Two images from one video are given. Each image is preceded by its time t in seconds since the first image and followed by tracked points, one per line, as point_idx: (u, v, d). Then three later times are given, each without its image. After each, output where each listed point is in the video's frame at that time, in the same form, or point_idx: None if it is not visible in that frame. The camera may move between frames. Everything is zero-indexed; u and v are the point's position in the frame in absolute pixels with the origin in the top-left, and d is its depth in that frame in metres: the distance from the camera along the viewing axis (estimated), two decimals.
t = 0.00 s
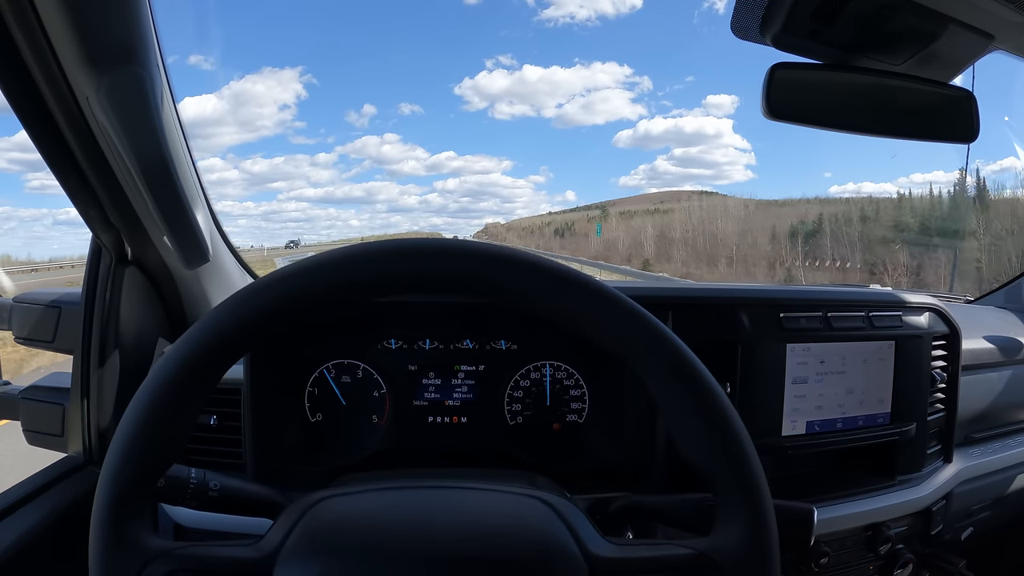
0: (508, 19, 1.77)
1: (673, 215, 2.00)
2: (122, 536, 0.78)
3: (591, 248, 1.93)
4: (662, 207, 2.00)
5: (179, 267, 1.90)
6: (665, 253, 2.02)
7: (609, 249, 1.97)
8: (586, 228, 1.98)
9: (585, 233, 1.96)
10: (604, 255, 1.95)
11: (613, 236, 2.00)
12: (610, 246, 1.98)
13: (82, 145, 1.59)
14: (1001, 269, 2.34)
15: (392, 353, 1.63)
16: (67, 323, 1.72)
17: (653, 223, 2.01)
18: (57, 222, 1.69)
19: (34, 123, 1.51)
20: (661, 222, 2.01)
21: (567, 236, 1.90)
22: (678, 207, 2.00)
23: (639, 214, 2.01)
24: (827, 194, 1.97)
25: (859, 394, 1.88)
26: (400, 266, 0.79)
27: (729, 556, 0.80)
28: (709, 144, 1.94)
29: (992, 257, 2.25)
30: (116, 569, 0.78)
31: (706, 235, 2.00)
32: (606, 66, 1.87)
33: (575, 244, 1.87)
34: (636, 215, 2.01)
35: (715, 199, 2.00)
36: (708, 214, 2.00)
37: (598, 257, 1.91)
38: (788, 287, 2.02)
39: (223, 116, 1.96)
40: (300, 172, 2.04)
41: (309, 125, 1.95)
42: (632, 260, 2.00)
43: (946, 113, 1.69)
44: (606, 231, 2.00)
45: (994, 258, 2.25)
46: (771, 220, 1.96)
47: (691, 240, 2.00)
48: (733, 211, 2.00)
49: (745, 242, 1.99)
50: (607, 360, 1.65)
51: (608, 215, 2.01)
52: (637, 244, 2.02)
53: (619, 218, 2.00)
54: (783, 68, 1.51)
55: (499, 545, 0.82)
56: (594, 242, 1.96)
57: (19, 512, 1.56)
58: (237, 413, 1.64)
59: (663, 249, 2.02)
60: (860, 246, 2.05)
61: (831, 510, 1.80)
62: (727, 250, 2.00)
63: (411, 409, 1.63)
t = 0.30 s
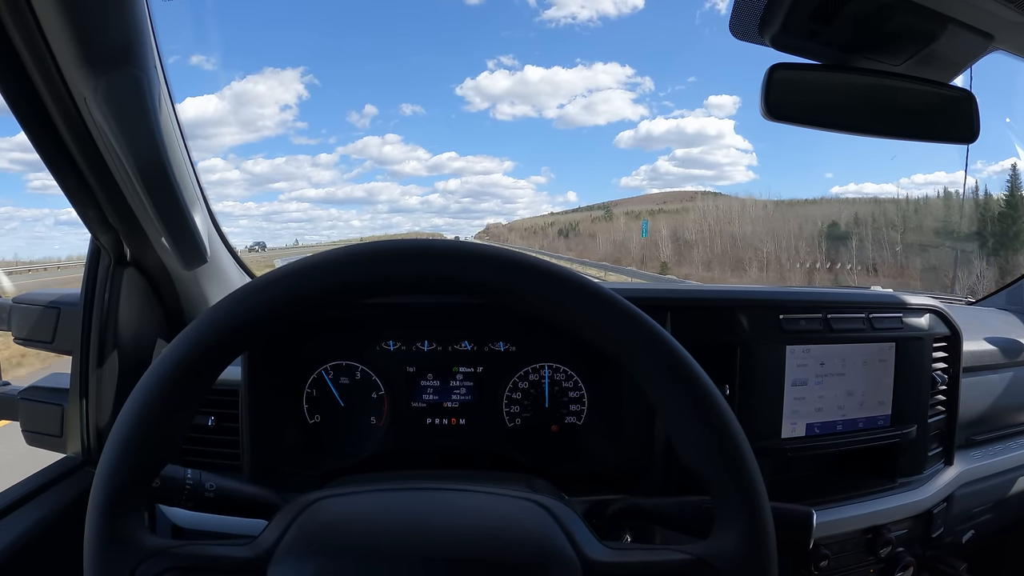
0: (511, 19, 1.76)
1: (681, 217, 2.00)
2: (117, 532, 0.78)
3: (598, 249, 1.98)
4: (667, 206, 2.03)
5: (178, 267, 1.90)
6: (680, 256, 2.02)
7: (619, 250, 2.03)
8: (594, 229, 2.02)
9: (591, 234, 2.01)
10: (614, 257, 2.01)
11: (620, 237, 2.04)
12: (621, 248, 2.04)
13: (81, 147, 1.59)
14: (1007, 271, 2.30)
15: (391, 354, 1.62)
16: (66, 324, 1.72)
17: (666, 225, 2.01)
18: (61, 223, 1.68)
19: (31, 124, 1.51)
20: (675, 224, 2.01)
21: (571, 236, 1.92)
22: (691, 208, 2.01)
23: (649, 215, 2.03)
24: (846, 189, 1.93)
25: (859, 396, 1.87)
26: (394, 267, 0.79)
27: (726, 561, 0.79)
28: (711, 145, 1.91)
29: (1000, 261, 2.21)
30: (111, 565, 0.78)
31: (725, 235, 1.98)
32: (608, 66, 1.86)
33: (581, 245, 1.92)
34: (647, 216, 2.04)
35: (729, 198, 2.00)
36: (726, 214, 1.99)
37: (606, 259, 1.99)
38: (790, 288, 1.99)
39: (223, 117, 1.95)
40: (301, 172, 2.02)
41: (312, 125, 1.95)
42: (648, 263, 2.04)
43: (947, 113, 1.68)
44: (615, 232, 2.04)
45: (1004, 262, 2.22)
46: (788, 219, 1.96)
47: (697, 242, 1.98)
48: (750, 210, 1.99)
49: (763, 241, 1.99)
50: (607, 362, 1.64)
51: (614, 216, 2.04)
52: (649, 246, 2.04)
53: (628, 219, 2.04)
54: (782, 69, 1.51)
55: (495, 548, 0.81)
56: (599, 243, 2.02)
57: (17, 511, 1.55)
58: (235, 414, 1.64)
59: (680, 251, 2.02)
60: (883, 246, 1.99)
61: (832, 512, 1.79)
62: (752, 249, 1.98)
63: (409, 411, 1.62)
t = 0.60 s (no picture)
0: (512, 20, 1.76)
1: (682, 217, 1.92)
2: (121, 528, 0.78)
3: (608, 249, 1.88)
4: (669, 207, 1.94)
5: (182, 262, 1.91)
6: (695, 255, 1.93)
7: (631, 252, 1.92)
8: (600, 229, 1.93)
9: (598, 234, 1.91)
10: (625, 257, 1.91)
11: (629, 237, 1.96)
12: (631, 248, 1.94)
13: (87, 143, 1.60)
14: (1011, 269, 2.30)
15: (396, 351, 1.62)
16: (70, 319, 1.73)
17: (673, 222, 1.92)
18: (61, 222, 1.69)
19: (37, 119, 1.51)
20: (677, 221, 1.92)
21: (577, 236, 1.84)
22: (704, 205, 1.93)
23: (656, 214, 1.94)
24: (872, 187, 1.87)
25: (863, 393, 1.87)
26: (397, 259, 0.79)
27: (732, 553, 0.79)
28: (713, 145, 1.90)
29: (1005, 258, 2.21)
30: (117, 559, 0.78)
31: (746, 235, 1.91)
32: (609, 67, 1.86)
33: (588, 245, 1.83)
34: (655, 215, 1.94)
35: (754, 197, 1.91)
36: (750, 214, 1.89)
37: (617, 261, 1.88)
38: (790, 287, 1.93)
39: (225, 117, 1.96)
40: (303, 172, 2.02)
41: (312, 125, 1.95)
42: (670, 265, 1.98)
43: (952, 111, 1.68)
44: (623, 231, 1.95)
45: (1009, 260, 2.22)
46: (818, 219, 1.88)
47: (701, 243, 1.93)
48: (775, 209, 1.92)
49: (790, 241, 1.92)
50: (611, 358, 1.65)
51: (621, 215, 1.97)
52: (659, 247, 1.96)
53: (636, 219, 1.94)
54: (786, 65, 1.50)
55: (501, 541, 0.82)
56: (606, 243, 1.91)
57: (21, 506, 1.56)
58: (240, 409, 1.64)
59: (701, 256, 1.94)
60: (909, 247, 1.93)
61: (836, 509, 1.79)
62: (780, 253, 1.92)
63: (413, 407, 1.63)
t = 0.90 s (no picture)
0: (514, 20, 1.77)
1: (685, 218, 1.91)
2: (131, 530, 0.78)
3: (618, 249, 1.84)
4: (673, 207, 1.92)
5: (189, 260, 1.93)
6: (697, 259, 1.94)
7: (644, 253, 1.91)
8: (606, 229, 1.89)
9: (604, 233, 1.87)
10: (637, 259, 1.90)
11: (640, 237, 1.93)
12: (644, 249, 1.92)
13: (97, 141, 1.61)
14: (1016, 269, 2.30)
15: (402, 349, 1.63)
16: (77, 317, 1.74)
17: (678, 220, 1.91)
18: (62, 222, 1.70)
19: (47, 117, 1.52)
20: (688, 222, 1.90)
21: (581, 236, 1.79)
22: (713, 206, 1.92)
23: (664, 213, 1.91)
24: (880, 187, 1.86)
25: (866, 392, 1.88)
26: (407, 257, 0.80)
27: (737, 541, 0.80)
28: (714, 146, 1.90)
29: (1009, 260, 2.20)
30: (126, 564, 0.77)
31: (764, 235, 1.88)
32: (611, 67, 1.87)
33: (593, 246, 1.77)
34: (666, 215, 1.92)
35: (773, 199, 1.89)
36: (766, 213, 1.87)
37: (629, 263, 1.86)
38: (793, 288, 1.95)
39: (227, 117, 1.95)
40: (304, 173, 2.04)
41: (313, 126, 1.97)
42: (692, 268, 1.97)
43: (955, 112, 1.69)
44: (635, 231, 1.93)
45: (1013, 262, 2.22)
46: (833, 219, 1.86)
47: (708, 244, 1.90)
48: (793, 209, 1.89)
49: (807, 241, 1.90)
50: (615, 357, 1.66)
51: (636, 216, 1.94)
52: (671, 248, 1.94)
53: (645, 219, 1.92)
54: (792, 66, 1.52)
55: (509, 536, 0.82)
56: (612, 243, 1.87)
57: (29, 502, 1.56)
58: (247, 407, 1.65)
59: (712, 258, 1.91)
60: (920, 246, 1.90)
61: (839, 509, 1.80)
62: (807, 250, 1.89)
63: (419, 405, 1.64)
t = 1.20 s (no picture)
0: (516, 19, 1.77)
1: (700, 219, 1.86)
2: (133, 533, 0.78)
3: (625, 251, 1.82)
4: (677, 207, 1.89)
5: (193, 260, 1.93)
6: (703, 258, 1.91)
7: (658, 254, 1.90)
8: (612, 229, 1.86)
9: (610, 234, 1.84)
10: (652, 261, 1.89)
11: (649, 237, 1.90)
12: (658, 250, 1.90)
13: (102, 142, 1.62)
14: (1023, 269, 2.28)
15: (405, 350, 1.64)
16: (80, 317, 1.74)
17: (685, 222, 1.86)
18: (64, 222, 1.70)
19: (51, 116, 1.53)
20: (702, 223, 1.85)
21: (586, 237, 1.77)
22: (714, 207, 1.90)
23: (671, 213, 1.88)
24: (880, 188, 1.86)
25: (869, 393, 1.88)
26: (410, 256, 0.80)
27: (738, 534, 0.81)
28: (716, 146, 1.90)
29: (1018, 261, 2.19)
30: (128, 568, 0.77)
31: (792, 235, 1.87)
32: (614, 67, 1.87)
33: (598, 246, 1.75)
34: (675, 215, 1.89)
35: (802, 200, 1.87)
36: (792, 213, 1.85)
37: (644, 266, 1.87)
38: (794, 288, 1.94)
39: (228, 117, 1.98)
40: (305, 173, 2.04)
41: (315, 126, 1.97)
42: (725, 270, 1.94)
43: (957, 113, 1.69)
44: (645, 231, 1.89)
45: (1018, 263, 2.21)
46: (840, 220, 1.87)
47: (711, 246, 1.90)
48: (820, 209, 1.90)
49: (813, 240, 1.90)
50: (618, 357, 1.66)
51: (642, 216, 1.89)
52: (684, 250, 1.90)
53: (655, 219, 1.88)
54: (794, 67, 1.52)
55: (512, 535, 0.83)
56: (618, 243, 1.84)
57: (32, 502, 1.57)
58: (250, 407, 1.66)
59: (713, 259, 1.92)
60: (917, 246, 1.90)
61: (841, 509, 1.80)
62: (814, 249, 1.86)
63: (422, 405, 1.64)
